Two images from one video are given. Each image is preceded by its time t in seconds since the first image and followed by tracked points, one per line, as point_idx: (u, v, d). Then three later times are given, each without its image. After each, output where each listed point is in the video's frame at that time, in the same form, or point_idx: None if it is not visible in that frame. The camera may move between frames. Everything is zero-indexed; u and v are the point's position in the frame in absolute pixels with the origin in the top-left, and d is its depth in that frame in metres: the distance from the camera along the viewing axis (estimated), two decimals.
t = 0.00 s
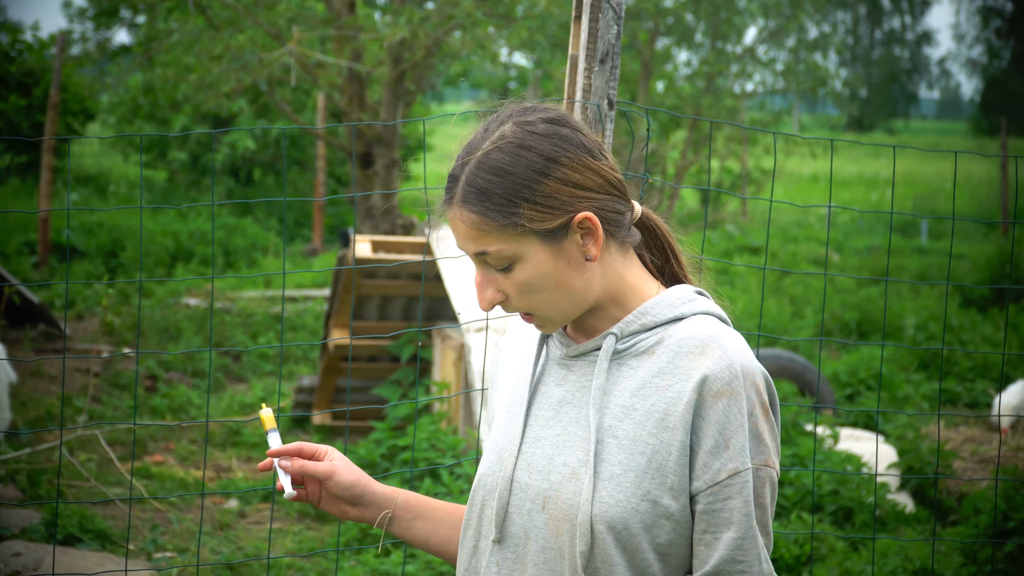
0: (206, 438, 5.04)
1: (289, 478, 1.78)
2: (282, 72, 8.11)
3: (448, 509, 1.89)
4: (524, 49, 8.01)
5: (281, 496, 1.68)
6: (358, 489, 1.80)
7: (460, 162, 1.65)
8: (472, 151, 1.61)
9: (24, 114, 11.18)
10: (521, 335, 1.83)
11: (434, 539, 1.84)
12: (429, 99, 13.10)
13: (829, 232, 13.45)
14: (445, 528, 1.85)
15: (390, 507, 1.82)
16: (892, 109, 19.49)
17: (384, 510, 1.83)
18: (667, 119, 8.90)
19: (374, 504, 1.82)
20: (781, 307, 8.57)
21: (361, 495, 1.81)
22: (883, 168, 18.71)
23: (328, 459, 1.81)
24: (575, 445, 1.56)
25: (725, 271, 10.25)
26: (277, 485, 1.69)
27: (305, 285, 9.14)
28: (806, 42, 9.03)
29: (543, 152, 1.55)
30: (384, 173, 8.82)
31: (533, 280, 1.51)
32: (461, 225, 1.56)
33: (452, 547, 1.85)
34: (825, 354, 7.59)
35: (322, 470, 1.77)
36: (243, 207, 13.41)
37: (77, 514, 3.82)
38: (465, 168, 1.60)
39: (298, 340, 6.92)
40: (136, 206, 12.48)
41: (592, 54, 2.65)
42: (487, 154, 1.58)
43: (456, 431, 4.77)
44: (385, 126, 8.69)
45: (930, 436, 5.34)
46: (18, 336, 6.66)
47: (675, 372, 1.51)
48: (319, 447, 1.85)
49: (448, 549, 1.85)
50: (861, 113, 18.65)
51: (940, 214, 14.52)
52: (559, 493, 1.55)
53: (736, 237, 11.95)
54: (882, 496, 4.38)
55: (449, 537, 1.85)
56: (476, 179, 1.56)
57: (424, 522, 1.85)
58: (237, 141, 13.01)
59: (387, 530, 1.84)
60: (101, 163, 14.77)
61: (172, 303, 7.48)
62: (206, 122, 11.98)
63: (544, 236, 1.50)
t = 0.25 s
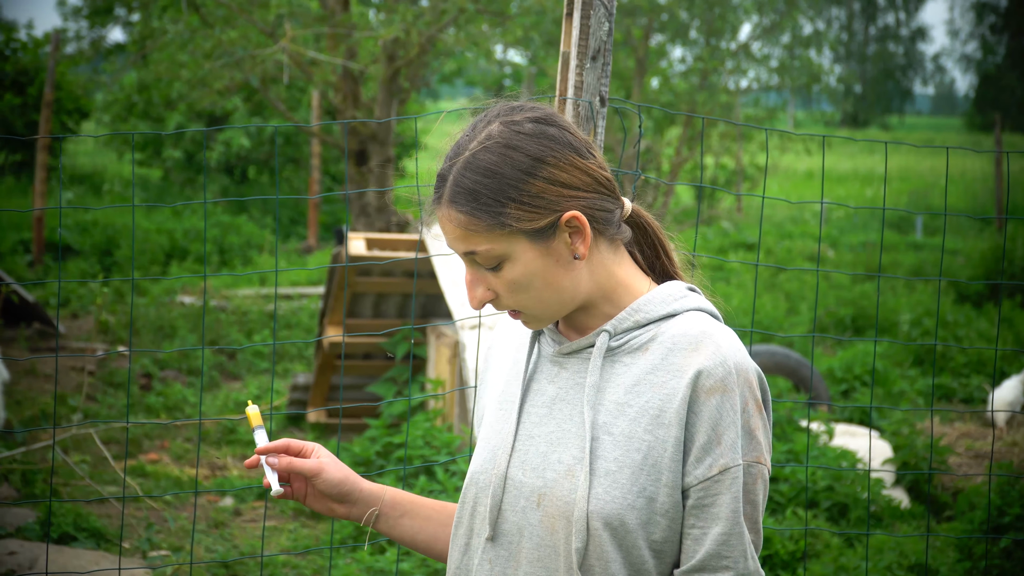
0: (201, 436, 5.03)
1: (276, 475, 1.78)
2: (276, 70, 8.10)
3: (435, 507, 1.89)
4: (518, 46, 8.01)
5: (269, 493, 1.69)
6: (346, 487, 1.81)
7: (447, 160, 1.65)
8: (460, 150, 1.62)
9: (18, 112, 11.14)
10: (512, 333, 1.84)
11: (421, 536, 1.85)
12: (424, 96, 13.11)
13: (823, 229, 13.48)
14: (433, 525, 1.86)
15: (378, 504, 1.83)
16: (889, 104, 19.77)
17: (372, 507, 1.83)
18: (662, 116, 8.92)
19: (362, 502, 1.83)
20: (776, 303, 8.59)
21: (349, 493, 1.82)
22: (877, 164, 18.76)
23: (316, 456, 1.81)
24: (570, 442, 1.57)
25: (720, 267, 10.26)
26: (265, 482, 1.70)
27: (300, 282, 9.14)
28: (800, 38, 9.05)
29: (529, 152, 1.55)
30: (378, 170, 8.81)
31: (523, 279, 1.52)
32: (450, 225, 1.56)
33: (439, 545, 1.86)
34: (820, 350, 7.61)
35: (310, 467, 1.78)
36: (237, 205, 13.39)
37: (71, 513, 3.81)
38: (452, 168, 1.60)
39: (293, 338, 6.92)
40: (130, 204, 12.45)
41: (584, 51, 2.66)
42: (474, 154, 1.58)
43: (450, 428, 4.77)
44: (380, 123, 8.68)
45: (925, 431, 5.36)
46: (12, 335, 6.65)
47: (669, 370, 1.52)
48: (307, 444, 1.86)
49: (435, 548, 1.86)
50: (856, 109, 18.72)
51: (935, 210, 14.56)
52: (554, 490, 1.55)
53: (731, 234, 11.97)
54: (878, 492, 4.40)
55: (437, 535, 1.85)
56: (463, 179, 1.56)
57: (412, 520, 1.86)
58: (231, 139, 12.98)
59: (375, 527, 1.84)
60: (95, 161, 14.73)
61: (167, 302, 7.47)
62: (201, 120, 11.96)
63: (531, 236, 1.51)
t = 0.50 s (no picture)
0: (198, 433, 5.05)
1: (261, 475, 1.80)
2: (272, 67, 8.10)
3: (421, 506, 1.91)
4: (514, 43, 8.02)
5: (254, 494, 1.70)
6: (332, 486, 1.83)
7: (435, 157, 1.66)
8: (447, 149, 1.62)
9: (14, 110, 11.14)
10: (502, 331, 1.84)
11: (407, 536, 1.86)
12: (421, 93, 13.11)
13: (820, 226, 13.50)
14: (420, 524, 1.87)
15: (364, 504, 1.85)
16: (885, 101, 20.02)
17: (359, 507, 1.85)
18: (658, 113, 8.94)
19: (349, 502, 1.85)
20: (772, 300, 8.62)
21: (336, 493, 1.84)
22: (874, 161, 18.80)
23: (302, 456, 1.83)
24: (565, 440, 1.58)
25: (716, 264, 10.29)
26: (250, 482, 1.72)
27: (297, 280, 9.14)
28: (796, 35, 9.07)
29: (516, 150, 1.56)
30: (375, 168, 8.81)
31: (513, 276, 1.54)
32: (440, 224, 1.58)
33: (427, 545, 1.86)
34: (816, 347, 7.63)
35: (296, 467, 1.80)
36: (234, 202, 13.38)
37: (68, 509, 3.82)
38: (441, 165, 1.61)
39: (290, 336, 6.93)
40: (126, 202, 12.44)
41: (579, 48, 2.67)
42: (462, 153, 1.59)
43: (447, 426, 4.78)
44: (376, 120, 8.68)
45: (921, 428, 5.38)
46: (10, 332, 6.65)
47: (664, 366, 1.53)
48: (293, 444, 1.88)
49: (422, 548, 1.87)
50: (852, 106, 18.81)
51: (932, 207, 14.58)
52: (551, 488, 1.56)
53: (727, 231, 12.01)
54: (874, 489, 4.42)
55: (423, 535, 1.87)
56: (450, 179, 1.57)
57: (399, 519, 1.88)
58: (228, 137, 12.98)
59: (361, 527, 1.86)
60: (92, 159, 14.73)
61: (164, 299, 7.47)
62: (197, 117, 11.95)
63: (519, 234, 1.52)
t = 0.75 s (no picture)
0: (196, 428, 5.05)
1: (252, 481, 1.79)
2: (270, 63, 8.08)
3: (411, 507, 1.90)
4: (513, 39, 8.01)
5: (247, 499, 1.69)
6: (323, 490, 1.82)
7: (437, 130, 1.65)
8: (453, 121, 1.63)
9: (12, 106, 11.12)
10: (491, 328, 1.83)
11: (399, 537, 1.86)
12: (420, 89, 13.09)
13: (818, 221, 13.51)
14: (411, 526, 1.87)
15: (355, 507, 1.84)
16: (884, 96, 20.13)
17: (350, 510, 1.84)
18: (657, 108, 8.93)
19: (340, 505, 1.84)
20: (770, 295, 8.62)
21: (327, 496, 1.83)
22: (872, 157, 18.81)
23: (292, 461, 1.82)
24: (561, 439, 1.58)
25: (714, 259, 10.29)
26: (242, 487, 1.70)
27: (295, 276, 9.15)
28: (794, 31, 9.06)
29: (526, 120, 1.58)
30: (374, 163, 8.80)
31: (512, 249, 1.52)
32: (442, 192, 1.56)
33: (418, 545, 1.86)
34: (814, 342, 7.64)
35: (288, 471, 1.79)
36: (232, 197, 13.37)
37: (67, 505, 3.83)
38: (446, 135, 1.60)
39: (289, 331, 6.93)
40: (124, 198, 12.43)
41: (577, 43, 2.67)
42: (471, 123, 1.59)
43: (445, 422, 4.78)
44: (375, 116, 8.67)
45: (919, 424, 5.39)
46: (8, 328, 6.65)
47: (660, 362, 1.54)
48: (282, 449, 1.86)
49: (414, 548, 1.86)
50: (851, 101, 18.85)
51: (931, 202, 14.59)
52: (548, 488, 1.56)
53: (726, 226, 12.02)
54: (872, 484, 4.43)
55: (415, 536, 1.86)
56: (456, 146, 1.56)
57: (390, 521, 1.87)
58: (226, 132, 12.98)
59: (353, 530, 1.85)
60: (90, 154, 14.71)
61: (163, 294, 7.47)
62: (195, 113, 11.93)
63: (522, 205, 1.51)
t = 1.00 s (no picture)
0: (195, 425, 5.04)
1: (233, 497, 1.65)
2: (269, 59, 8.07)
3: (396, 514, 1.81)
4: (512, 35, 8.00)
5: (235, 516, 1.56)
6: (308, 503, 1.70)
7: (488, 83, 1.66)
8: (509, 75, 1.64)
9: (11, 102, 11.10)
10: (480, 327, 1.76)
11: (385, 545, 1.76)
12: (419, 85, 13.08)
13: (818, 217, 13.50)
14: (397, 533, 1.78)
15: (340, 517, 1.73)
16: (883, 92, 20.14)
17: (334, 520, 1.73)
18: (656, 105, 8.92)
19: (324, 517, 1.72)
20: (770, 292, 8.62)
21: (312, 508, 1.71)
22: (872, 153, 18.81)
23: (274, 474, 1.69)
24: (563, 439, 1.56)
25: (714, 256, 10.29)
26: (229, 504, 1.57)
27: (295, 272, 9.14)
28: (794, 27, 9.05)
29: (583, 88, 1.62)
30: (373, 160, 8.79)
31: (542, 205, 1.50)
32: (488, 133, 1.55)
33: (404, 554, 1.77)
34: (814, 339, 7.64)
35: (272, 484, 1.66)
36: (231, 194, 13.36)
37: (66, 502, 3.83)
38: (500, 85, 1.61)
39: (288, 328, 6.92)
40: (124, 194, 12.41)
41: (577, 40, 2.65)
42: (528, 80, 1.61)
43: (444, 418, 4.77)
44: (374, 113, 8.65)
45: (918, 420, 5.39)
46: (8, 324, 6.64)
47: (662, 359, 1.54)
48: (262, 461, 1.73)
49: (400, 557, 1.77)
50: (851, 97, 18.85)
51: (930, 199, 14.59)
52: (552, 489, 1.54)
53: (725, 223, 12.01)
54: (871, 481, 4.43)
55: (401, 543, 1.77)
56: (511, 92, 1.58)
57: (375, 530, 1.77)
58: (225, 129, 12.97)
59: (337, 541, 1.75)
60: (89, 151, 14.69)
61: (162, 291, 7.46)
62: (194, 110, 11.92)
63: (565, 164, 1.52)
